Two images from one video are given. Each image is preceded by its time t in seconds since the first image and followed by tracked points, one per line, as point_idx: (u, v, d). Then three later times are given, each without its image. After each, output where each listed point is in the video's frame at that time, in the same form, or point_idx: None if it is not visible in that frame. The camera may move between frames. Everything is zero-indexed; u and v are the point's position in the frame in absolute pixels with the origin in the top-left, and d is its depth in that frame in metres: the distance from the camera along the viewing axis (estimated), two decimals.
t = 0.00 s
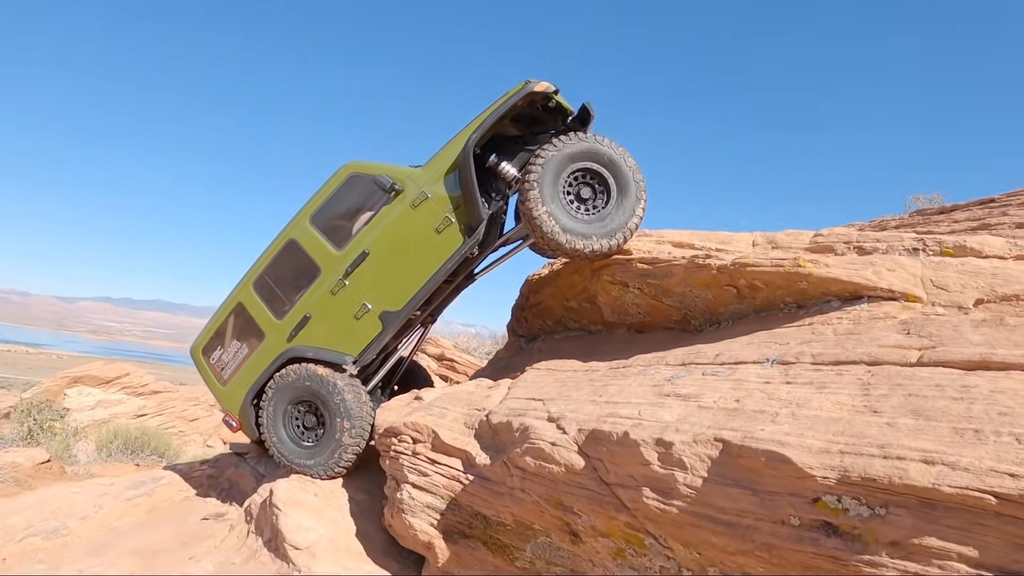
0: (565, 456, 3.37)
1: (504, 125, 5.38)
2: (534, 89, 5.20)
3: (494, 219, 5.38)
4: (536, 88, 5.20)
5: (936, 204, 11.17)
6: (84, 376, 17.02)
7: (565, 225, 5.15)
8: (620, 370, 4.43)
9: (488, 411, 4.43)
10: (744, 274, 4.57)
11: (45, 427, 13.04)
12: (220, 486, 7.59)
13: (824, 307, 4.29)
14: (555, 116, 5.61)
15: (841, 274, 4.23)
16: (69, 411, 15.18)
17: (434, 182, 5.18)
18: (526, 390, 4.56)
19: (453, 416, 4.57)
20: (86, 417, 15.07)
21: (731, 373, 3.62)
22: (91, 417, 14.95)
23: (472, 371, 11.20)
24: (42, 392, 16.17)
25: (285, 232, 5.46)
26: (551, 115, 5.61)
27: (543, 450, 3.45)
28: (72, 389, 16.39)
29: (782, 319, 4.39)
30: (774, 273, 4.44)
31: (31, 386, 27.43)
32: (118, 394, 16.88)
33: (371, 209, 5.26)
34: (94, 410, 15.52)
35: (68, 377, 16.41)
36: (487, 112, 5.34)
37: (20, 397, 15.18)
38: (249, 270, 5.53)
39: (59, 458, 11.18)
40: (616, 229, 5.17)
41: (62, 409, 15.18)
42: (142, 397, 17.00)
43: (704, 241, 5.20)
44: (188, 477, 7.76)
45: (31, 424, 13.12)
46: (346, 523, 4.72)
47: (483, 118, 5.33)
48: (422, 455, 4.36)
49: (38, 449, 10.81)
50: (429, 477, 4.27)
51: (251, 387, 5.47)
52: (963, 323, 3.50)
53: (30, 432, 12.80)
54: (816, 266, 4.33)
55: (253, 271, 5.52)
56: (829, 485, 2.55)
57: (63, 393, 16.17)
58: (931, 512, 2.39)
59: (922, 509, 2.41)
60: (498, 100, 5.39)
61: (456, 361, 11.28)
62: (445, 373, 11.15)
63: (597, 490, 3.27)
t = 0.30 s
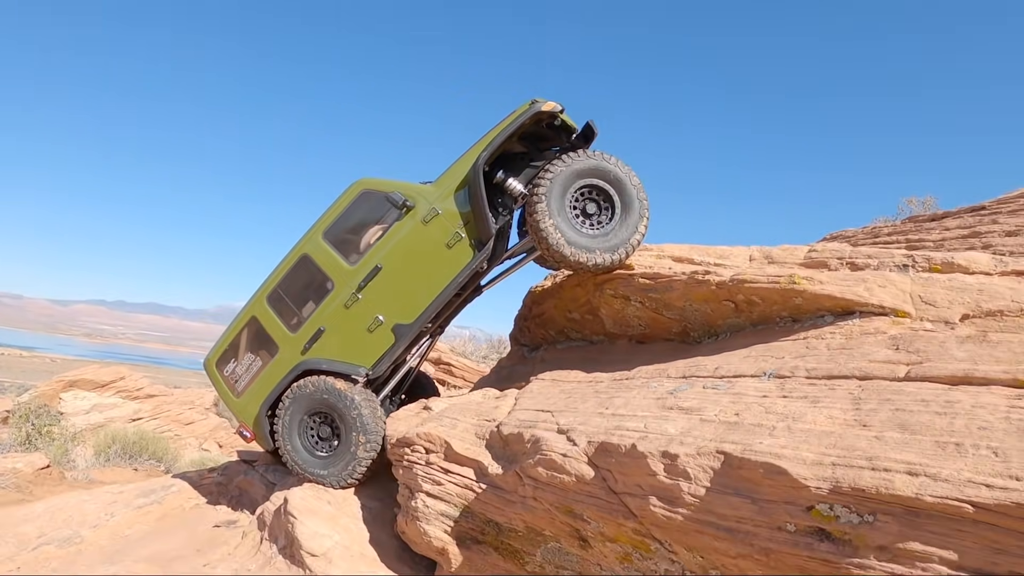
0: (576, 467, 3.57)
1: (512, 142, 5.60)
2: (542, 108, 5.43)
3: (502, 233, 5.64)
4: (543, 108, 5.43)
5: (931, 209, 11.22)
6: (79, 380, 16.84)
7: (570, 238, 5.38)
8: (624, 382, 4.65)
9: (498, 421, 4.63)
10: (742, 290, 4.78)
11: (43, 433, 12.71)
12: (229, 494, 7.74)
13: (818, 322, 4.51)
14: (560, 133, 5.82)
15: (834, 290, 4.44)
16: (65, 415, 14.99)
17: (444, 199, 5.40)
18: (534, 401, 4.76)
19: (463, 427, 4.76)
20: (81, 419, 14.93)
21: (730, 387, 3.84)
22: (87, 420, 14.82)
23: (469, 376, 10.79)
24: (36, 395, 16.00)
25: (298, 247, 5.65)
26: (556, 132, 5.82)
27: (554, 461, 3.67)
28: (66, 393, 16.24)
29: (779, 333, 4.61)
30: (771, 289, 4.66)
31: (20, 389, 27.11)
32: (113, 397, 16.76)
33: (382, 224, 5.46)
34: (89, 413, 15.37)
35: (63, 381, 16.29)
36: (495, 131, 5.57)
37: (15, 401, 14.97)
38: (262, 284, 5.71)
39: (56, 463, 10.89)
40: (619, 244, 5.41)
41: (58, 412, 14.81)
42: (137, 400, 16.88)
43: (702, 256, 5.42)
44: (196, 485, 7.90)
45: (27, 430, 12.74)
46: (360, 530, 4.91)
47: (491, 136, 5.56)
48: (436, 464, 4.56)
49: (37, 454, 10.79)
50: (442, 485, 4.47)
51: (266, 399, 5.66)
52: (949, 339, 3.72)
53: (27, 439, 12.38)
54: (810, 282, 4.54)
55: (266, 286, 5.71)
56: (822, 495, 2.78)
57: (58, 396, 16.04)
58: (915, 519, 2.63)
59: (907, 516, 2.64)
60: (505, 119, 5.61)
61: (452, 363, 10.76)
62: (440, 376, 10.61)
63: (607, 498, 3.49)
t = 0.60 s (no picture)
0: (563, 489, 3.78)
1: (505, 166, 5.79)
2: (534, 135, 5.62)
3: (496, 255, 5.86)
4: (536, 134, 5.61)
5: (920, 215, 11.29)
6: (70, 385, 16.55)
7: (562, 257, 5.55)
8: (611, 402, 4.84)
9: (489, 440, 4.81)
10: (724, 314, 4.96)
11: (36, 438, 12.55)
12: (227, 505, 7.92)
13: (797, 345, 4.71)
14: (551, 156, 6.00)
15: (813, 316, 4.63)
16: (57, 418, 14.94)
17: (439, 222, 5.59)
18: (524, 420, 4.95)
19: (455, 445, 4.94)
20: (73, 423, 14.85)
21: (710, 412, 4.05)
22: (78, 424, 14.78)
23: (460, 383, 10.54)
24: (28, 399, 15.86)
25: (296, 269, 5.82)
26: (547, 155, 6.00)
27: (542, 483, 3.86)
28: (58, 396, 16.12)
29: (760, 355, 4.81)
30: (752, 314, 4.84)
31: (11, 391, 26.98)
32: (105, 401, 16.67)
33: (379, 246, 5.65)
34: (81, 416, 15.29)
35: (55, 386, 16.17)
36: (488, 155, 5.76)
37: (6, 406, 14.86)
38: (260, 304, 5.86)
39: (50, 469, 10.92)
40: (608, 266, 5.62)
41: (51, 417, 14.80)
42: (130, 404, 16.83)
43: (687, 279, 5.64)
44: (194, 497, 8.04)
45: (20, 435, 12.47)
46: (355, 543, 5.06)
47: (485, 161, 5.75)
48: (430, 482, 4.74)
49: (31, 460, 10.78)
50: (436, 503, 4.65)
51: (266, 416, 5.84)
52: (921, 365, 3.85)
53: (20, 444, 12.19)
54: (790, 308, 4.72)
55: (264, 307, 5.87)
56: (791, 521, 2.98)
57: (50, 400, 15.93)
58: (877, 544, 2.83)
59: (869, 542, 2.85)
60: (498, 144, 5.79)
61: (445, 370, 10.71)
62: (433, 383, 10.53)
63: (591, 518, 3.68)
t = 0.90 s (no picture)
0: (558, 492, 3.89)
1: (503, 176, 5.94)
2: (532, 146, 5.77)
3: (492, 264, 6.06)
4: (533, 145, 5.77)
5: (911, 219, 11.38)
6: (62, 387, 16.45)
7: (560, 258, 5.64)
8: (605, 408, 4.95)
9: (486, 445, 4.92)
10: (715, 322, 5.08)
11: (29, 441, 12.48)
12: (225, 509, 8.00)
13: (786, 353, 4.83)
14: (547, 166, 6.14)
15: (801, 324, 4.75)
16: (49, 421, 14.91)
17: (439, 231, 5.75)
18: (520, 425, 5.05)
19: (453, 450, 5.04)
20: (65, 426, 14.82)
21: (701, 417, 4.18)
22: (70, 427, 14.75)
23: (453, 386, 10.56)
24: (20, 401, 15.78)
25: (296, 277, 5.92)
26: (543, 165, 6.14)
27: (539, 486, 3.98)
28: (51, 400, 16.07)
29: (750, 362, 4.93)
30: (742, 322, 4.96)
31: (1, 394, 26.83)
32: (98, 404, 16.62)
33: (379, 255, 5.79)
34: (74, 420, 15.25)
35: (47, 388, 16.11)
36: (486, 165, 5.90)
37: None
38: (260, 312, 5.95)
39: (44, 472, 10.93)
40: (604, 270, 5.76)
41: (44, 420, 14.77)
42: (122, 407, 16.79)
43: (679, 287, 5.77)
44: (192, 500, 8.09)
45: (13, 438, 12.46)
46: (354, 545, 5.15)
47: (483, 171, 5.89)
48: (428, 486, 4.84)
49: (25, 464, 10.78)
50: (434, 506, 4.75)
51: (267, 422, 5.94)
52: (906, 373, 3.97)
53: (13, 447, 12.17)
54: (779, 316, 4.84)
55: (264, 314, 5.97)
56: (778, 523, 3.10)
57: (42, 403, 15.88)
58: (860, 546, 2.96)
59: (853, 543, 2.97)
60: (495, 154, 5.94)
61: (438, 374, 10.68)
62: (425, 386, 10.51)
63: (586, 521, 3.80)
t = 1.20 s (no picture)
0: (562, 498, 3.97)
1: (506, 184, 6.03)
2: (536, 154, 5.87)
3: (495, 271, 6.15)
4: (537, 154, 5.87)
5: (905, 224, 11.51)
6: (57, 388, 16.45)
7: (563, 260, 5.71)
8: (606, 415, 5.03)
9: (488, 451, 4.98)
10: (714, 330, 5.16)
11: (24, 443, 12.47)
12: (225, 512, 8.04)
13: (784, 360, 4.91)
14: (550, 173, 6.24)
15: (799, 333, 4.83)
16: (44, 423, 14.86)
17: (443, 237, 5.84)
18: (522, 431, 5.12)
19: (456, 455, 5.11)
20: (60, 428, 14.78)
21: (701, 425, 4.26)
22: (65, 428, 14.73)
23: (450, 390, 10.60)
24: (14, 402, 15.72)
25: (300, 282, 5.99)
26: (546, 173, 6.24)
27: (542, 493, 4.05)
28: (45, 400, 16.02)
29: (748, 370, 5.01)
30: (741, 330, 5.04)
31: None
32: (93, 405, 16.57)
33: (384, 261, 5.87)
34: (68, 421, 15.21)
35: (42, 389, 16.05)
36: (490, 173, 5.99)
37: None
38: (265, 316, 6.01)
39: (40, 474, 10.92)
40: (606, 276, 5.85)
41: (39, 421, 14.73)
42: (117, 409, 16.76)
43: (679, 294, 5.86)
44: (192, 504, 8.11)
45: (9, 439, 12.45)
46: (357, 550, 5.19)
47: (487, 178, 5.98)
48: (431, 491, 4.90)
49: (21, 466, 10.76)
50: (437, 511, 4.81)
51: (270, 426, 6.00)
52: (902, 382, 4.03)
53: (8, 448, 12.16)
54: (777, 325, 4.92)
55: (268, 319, 6.03)
56: (778, 529, 3.18)
57: (37, 404, 15.83)
58: (858, 551, 3.03)
59: (852, 549, 3.05)
60: (499, 162, 6.03)
61: (434, 377, 10.73)
62: (421, 390, 10.55)
63: (589, 526, 3.87)
